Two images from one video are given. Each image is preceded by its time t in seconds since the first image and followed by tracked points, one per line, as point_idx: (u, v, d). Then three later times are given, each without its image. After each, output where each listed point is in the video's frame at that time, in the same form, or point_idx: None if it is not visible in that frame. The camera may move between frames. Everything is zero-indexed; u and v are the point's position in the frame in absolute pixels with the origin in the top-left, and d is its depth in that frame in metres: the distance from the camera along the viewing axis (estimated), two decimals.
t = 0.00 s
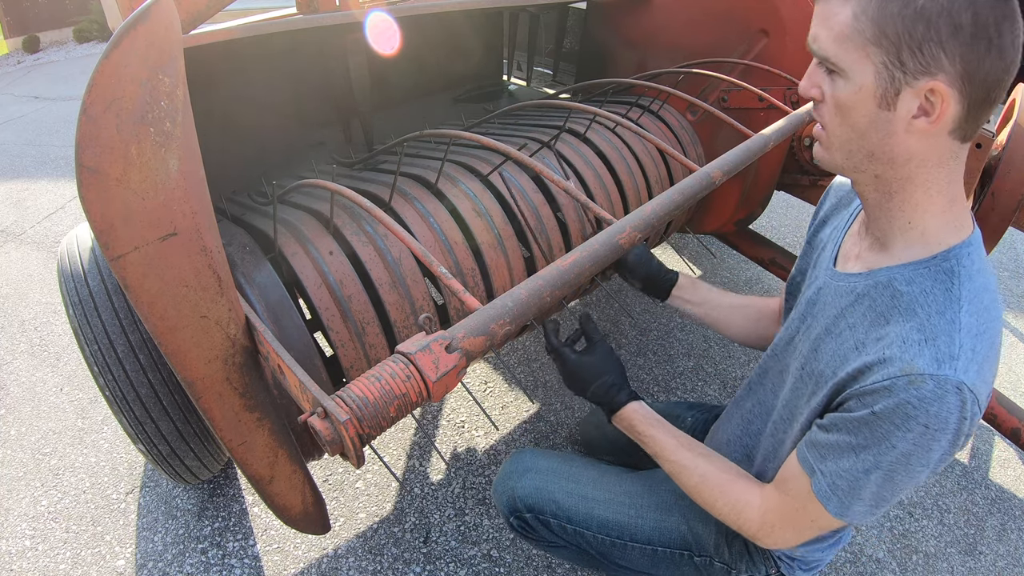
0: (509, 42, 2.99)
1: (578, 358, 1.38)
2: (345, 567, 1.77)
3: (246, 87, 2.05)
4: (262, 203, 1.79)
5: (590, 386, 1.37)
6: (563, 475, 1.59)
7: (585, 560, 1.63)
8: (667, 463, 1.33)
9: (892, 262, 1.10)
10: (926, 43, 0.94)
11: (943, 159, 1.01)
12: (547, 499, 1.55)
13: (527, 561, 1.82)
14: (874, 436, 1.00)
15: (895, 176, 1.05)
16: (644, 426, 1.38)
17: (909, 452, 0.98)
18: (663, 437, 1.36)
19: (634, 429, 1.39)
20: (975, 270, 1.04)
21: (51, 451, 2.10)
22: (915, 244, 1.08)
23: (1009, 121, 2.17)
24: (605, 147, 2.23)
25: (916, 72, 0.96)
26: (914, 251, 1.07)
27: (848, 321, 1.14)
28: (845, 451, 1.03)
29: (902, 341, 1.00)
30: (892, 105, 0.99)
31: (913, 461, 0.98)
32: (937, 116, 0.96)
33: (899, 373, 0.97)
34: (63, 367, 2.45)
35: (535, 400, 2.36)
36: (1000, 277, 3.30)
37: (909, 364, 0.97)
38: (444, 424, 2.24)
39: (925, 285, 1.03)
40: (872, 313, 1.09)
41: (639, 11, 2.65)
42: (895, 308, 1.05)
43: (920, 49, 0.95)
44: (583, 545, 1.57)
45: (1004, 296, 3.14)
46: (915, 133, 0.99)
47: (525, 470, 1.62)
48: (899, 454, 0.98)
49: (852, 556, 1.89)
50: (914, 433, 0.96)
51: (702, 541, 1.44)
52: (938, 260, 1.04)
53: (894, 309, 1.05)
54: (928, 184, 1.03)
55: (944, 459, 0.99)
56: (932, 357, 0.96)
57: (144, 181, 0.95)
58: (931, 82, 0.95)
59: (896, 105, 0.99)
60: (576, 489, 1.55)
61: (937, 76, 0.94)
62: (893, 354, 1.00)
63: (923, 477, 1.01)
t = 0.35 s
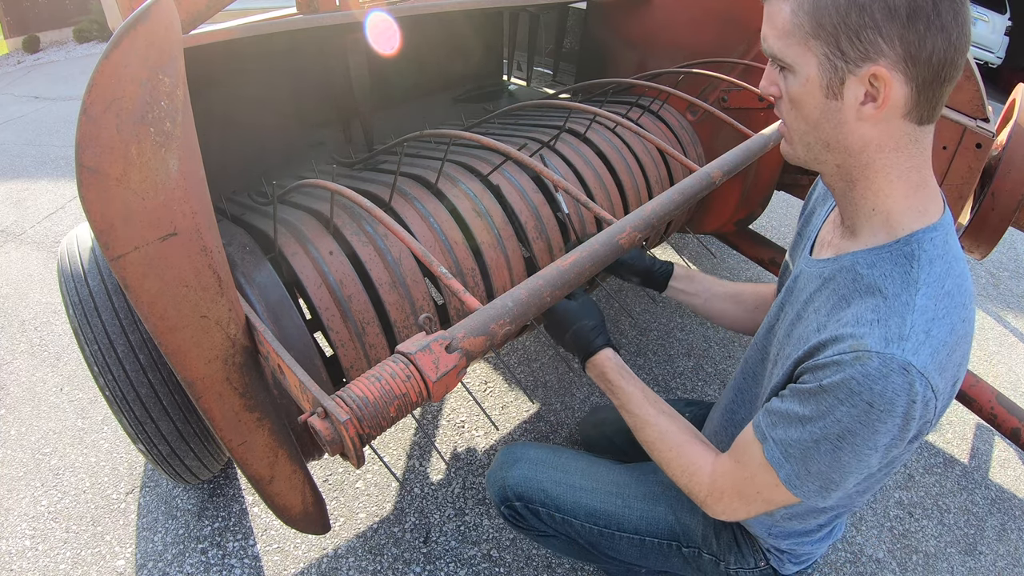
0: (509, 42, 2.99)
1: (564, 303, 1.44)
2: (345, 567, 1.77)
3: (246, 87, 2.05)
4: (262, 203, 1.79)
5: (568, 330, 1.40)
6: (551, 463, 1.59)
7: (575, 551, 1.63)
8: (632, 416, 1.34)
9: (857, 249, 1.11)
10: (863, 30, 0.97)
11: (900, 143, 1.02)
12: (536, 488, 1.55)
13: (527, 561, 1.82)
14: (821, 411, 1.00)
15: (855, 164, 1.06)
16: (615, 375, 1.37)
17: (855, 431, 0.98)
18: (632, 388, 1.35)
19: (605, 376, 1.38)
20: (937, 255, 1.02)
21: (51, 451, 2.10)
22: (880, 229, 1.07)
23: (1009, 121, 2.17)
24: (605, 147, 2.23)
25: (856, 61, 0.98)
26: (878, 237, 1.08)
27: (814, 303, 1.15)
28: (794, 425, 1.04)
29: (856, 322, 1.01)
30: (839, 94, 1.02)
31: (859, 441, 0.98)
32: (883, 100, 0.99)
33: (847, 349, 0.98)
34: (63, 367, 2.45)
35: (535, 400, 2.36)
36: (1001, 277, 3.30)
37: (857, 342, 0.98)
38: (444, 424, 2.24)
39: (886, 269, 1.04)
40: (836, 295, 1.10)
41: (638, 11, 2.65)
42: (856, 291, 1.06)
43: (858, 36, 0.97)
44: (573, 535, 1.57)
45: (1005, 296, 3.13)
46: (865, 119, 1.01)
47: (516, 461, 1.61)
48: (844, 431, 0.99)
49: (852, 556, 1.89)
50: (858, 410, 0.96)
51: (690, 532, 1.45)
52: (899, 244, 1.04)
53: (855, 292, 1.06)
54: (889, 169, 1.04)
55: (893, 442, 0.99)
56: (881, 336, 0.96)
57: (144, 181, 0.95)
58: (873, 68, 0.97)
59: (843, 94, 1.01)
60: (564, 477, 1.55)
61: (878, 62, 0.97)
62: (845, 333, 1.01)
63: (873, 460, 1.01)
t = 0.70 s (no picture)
0: (509, 42, 2.99)
1: (570, 307, 1.54)
2: (345, 567, 1.77)
3: (246, 86, 2.05)
4: (262, 203, 1.79)
5: (574, 332, 1.49)
6: (536, 460, 1.60)
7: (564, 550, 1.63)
8: (632, 420, 1.37)
9: (849, 249, 1.10)
10: (842, 26, 0.98)
11: (892, 142, 1.01)
12: (521, 484, 1.56)
13: (527, 561, 1.82)
14: (801, 415, 1.01)
15: (846, 166, 1.06)
16: (615, 379, 1.42)
17: (836, 437, 0.98)
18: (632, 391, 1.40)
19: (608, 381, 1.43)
20: (926, 258, 1.02)
21: (51, 451, 2.10)
22: (871, 230, 1.07)
23: (1009, 121, 2.17)
24: (605, 147, 2.23)
25: (837, 56, 0.99)
26: (869, 238, 1.07)
27: (803, 303, 1.14)
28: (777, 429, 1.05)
29: (840, 324, 1.01)
30: (823, 92, 1.02)
31: (840, 447, 0.98)
32: (865, 96, 0.99)
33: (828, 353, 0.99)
34: (63, 367, 2.45)
35: (535, 400, 2.36)
36: (1002, 277, 3.29)
37: (839, 345, 0.98)
38: (444, 424, 2.24)
39: (874, 271, 1.03)
40: (824, 296, 1.10)
41: (638, 11, 2.66)
42: (844, 293, 1.06)
43: (838, 32, 0.98)
44: (559, 532, 1.57)
45: (1005, 296, 3.13)
46: (851, 115, 1.01)
47: (503, 460, 1.62)
48: (824, 436, 0.99)
49: (852, 556, 1.89)
50: (837, 415, 0.97)
51: (675, 526, 1.45)
52: (889, 246, 1.03)
53: (842, 294, 1.06)
54: (878, 169, 1.04)
55: (873, 449, 0.99)
56: (863, 340, 0.96)
57: (144, 182, 0.95)
58: (853, 63, 0.97)
59: (826, 91, 1.02)
60: (549, 473, 1.56)
61: (858, 57, 0.97)
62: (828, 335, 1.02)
63: (856, 466, 1.01)
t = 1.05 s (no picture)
0: (509, 42, 2.99)
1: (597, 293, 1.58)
2: (345, 567, 1.77)
3: (246, 86, 2.05)
4: (262, 203, 1.79)
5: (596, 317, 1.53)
6: (525, 454, 1.60)
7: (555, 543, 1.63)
8: (638, 398, 1.37)
9: (850, 237, 1.11)
10: (847, 14, 0.99)
11: (896, 131, 1.01)
12: (509, 477, 1.56)
13: (527, 561, 1.82)
14: (782, 390, 1.01)
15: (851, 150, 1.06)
16: (629, 360, 1.44)
17: (812, 414, 0.97)
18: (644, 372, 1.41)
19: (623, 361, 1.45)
20: (923, 250, 1.01)
21: (51, 451, 2.10)
22: (872, 218, 1.07)
23: (1009, 121, 2.17)
24: (605, 147, 2.23)
25: (843, 44, 0.99)
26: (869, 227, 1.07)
27: (799, 289, 1.15)
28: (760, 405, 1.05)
29: (826, 303, 1.01)
30: (830, 78, 1.03)
31: (816, 425, 0.97)
32: (868, 82, 0.99)
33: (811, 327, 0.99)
34: (63, 367, 2.45)
35: (535, 400, 2.36)
36: (1002, 277, 3.30)
37: (822, 320, 0.98)
38: (444, 424, 2.24)
39: (870, 258, 1.03)
40: (818, 281, 1.10)
41: (638, 11, 2.66)
42: (837, 277, 1.06)
43: (843, 20, 0.99)
44: (548, 525, 1.57)
45: (1005, 296, 3.13)
46: (856, 102, 1.01)
47: (493, 454, 1.62)
48: (801, 413, 0.98)
49: (852, 556, 1.89)
50: (815, 389, 0.96)
51: (662, 521, 1.44)
52: (886, 235, 1.03)
53: (835, 279, 1.06)
54: (883, 156, 1.04)
55: (851, 432, 0.97)
56: (844, 316, 0.97)
57: (144, 182, 0.95)
58: (857, 49, 0.98)
59: (833, 78, 1.02)
60: (538, 467, 1.56)
61: (861, 43, 0.97)
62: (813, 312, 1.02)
63: (833, 450, 0.99)
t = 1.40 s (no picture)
0: (509, 42, 2.99)
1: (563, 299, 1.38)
2: (345, 567, 1.77)
3: (246, 86, 2.05)
4: (262, 203, 1.79)
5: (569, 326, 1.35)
6: (532, 445, 1.60)
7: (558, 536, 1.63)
8: (634, 409, 1.28)
9: (861, 224, 1.11)
10: (874, 12, 0.98)
11: (909, 121, 1.02)
12: (517, 468, 1.56)
13: (527, 561, 1.82)
14: (817, 376, 0.99)
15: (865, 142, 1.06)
16: (616, 370, 1.32)
17: (852, 395, 0.96)
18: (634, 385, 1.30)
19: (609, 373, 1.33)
20: (937, 233, 1.03)
21: (51, 451, 2.10)
22: (884, 206, 1.08)
23: (1009, 121, 2.17)
24: (605, 147, 2.23)
25: (869, 41, 0.98)
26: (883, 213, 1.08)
27: (812, 279, 1.14)
28: (790, 395, 1.02)
29: (853, 287, 1.01)
30: (852, 74, 1.02)
31: (855, 406, 0.96)
32: (894, 78, 0.99)
33: (846, 310, 0.98)
34: (63, 367, 2.45)
35: (535, 400, 2.36)
36: (1001, 277, 3.30)
37: (856, 302, 0.97)
38: (444, 424, 2.24)
39: (888, 241, 1.04)
40: (834, 269, 1.09)
41: (639, 11, 2.65)
42: (856, 262, 1.05)
43: (870, 18, 0.98)
44: (553, 516, 1.57)
45: (1005, 296, 3.13)
46: (878, 98, 1.01)
47: (501, 445, 1.62)
48: (840, 396, 0.97)
49: (852, 556, 1.89)
50: (856, 370, 0.95)
51: (669, 514, 1.44)
52: (900, 220, 1.04)
53: (855, 263, 1.06)
54: (896, 146, 1.04)
55: (888, 409, 0.96)
56: (878, 296, 0.96)
57: (144, 182, 0.95)
58: (885, 47, 0.97)
59: (856, 74, 1.01)
60: (545, 458, 1.56)
61: (889, 40, 0.97)
62: (843, 296, 1.01)
63: (870, 429, 0.98)
